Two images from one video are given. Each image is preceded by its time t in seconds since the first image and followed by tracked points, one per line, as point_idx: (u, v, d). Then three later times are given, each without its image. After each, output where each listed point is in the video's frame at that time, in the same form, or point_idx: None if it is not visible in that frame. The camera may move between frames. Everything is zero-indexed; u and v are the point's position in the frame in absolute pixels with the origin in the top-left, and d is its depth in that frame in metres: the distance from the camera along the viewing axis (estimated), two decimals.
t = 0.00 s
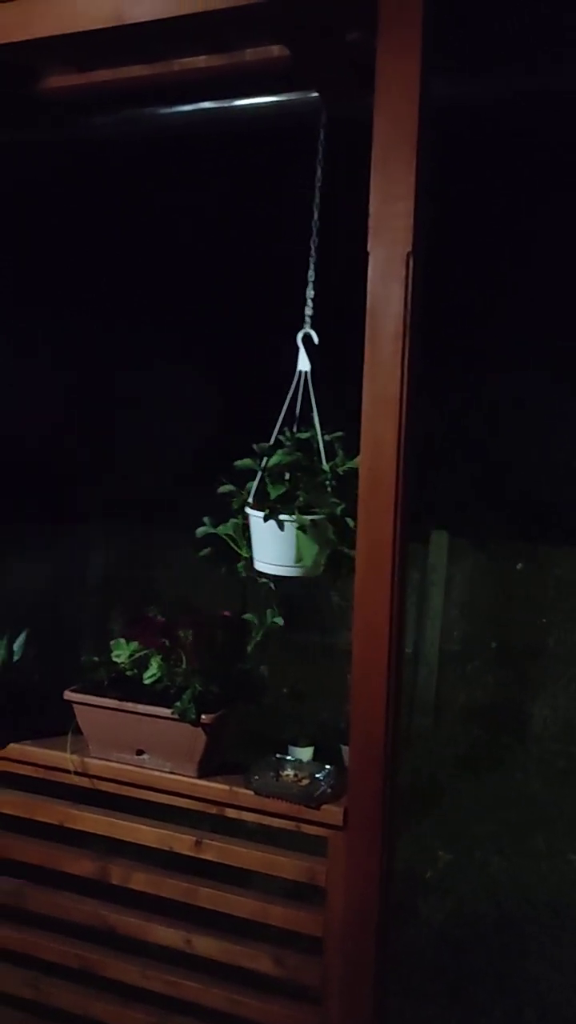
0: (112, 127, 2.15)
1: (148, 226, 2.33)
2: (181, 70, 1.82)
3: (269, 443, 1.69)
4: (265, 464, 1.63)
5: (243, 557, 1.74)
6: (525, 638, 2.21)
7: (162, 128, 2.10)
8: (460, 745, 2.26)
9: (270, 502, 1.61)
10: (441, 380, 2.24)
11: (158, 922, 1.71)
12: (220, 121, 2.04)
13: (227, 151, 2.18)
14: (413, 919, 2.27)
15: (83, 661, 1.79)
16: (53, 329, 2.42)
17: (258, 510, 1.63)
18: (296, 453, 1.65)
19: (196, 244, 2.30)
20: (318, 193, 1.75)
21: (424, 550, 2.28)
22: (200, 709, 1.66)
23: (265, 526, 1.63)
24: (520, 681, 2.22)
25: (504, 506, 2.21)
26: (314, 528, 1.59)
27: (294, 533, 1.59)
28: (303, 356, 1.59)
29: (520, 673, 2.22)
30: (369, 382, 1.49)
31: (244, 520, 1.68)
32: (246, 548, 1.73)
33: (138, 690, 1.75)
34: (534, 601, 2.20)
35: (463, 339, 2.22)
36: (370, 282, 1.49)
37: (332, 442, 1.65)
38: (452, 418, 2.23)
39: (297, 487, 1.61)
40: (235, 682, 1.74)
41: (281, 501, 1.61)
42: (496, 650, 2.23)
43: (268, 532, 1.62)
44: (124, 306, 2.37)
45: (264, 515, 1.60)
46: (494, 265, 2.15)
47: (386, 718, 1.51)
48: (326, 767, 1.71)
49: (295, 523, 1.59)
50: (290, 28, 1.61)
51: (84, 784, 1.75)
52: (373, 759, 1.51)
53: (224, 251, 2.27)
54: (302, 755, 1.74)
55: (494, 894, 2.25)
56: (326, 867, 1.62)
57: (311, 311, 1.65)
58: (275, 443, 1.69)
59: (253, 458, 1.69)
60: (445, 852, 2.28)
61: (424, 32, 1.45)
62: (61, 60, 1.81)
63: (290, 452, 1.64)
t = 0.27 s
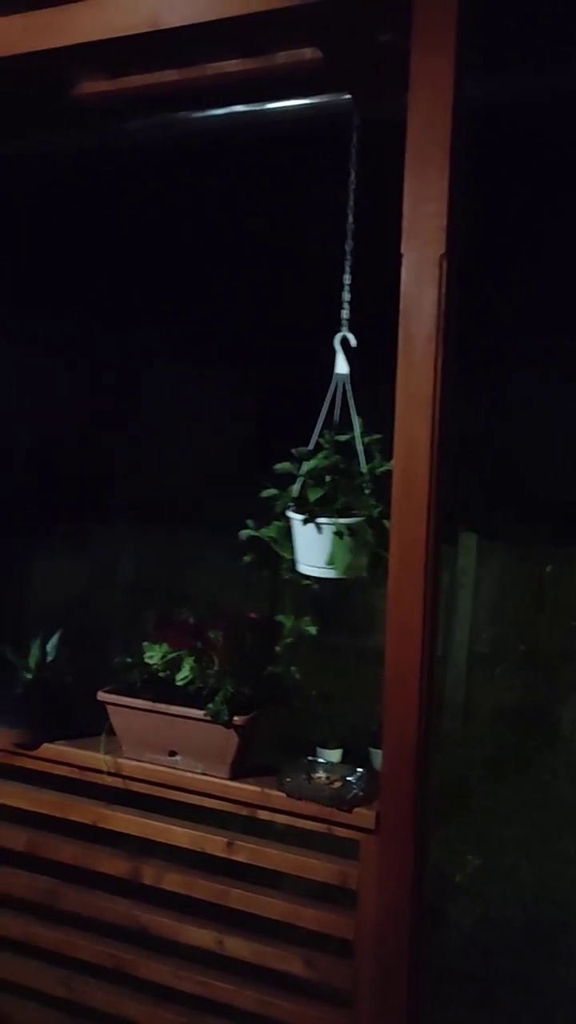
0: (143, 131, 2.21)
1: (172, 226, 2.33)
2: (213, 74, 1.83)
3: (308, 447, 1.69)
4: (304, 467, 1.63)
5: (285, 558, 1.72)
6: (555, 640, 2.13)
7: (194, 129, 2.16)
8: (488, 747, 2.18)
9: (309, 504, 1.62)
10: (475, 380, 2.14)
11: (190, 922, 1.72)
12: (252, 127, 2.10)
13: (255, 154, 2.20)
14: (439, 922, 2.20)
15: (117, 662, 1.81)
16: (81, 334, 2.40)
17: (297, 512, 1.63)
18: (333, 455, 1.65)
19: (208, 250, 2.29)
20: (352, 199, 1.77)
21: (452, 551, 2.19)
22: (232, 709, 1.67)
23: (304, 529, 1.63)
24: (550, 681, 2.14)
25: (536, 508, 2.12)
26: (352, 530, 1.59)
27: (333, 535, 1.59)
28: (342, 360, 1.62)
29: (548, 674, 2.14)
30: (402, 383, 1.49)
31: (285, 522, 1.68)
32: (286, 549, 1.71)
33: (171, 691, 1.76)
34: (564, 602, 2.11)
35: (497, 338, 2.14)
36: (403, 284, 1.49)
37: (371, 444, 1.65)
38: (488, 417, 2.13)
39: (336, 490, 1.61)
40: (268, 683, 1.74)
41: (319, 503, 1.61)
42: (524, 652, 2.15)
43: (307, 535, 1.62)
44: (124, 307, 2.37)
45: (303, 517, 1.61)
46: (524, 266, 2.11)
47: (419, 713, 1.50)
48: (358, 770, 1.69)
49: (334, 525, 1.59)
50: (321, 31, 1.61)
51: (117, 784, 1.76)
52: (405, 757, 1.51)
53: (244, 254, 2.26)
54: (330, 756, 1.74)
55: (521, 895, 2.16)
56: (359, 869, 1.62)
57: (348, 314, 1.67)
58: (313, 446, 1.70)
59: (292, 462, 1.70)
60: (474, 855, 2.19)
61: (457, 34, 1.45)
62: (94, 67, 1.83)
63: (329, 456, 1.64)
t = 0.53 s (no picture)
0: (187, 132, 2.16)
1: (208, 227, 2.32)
2: (254, 75, 1.84)
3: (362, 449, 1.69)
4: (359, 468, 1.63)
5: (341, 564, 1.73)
6: None
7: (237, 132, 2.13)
8: (528, 749, 2.08)
9: (363, 505, 1.62)
10: (511, 372, 2.08)
11: (230, 923, 1.72)
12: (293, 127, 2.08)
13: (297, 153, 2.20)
14: (478, 927, 2.11)
15: (158, 662, 1.82)
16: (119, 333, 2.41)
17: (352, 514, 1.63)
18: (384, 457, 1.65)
19: (244, 252, 2.29)
20: (396, 201, 1.76)
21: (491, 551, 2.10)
22: (273, 710, 1.67)
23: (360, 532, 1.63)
24: None
25: None
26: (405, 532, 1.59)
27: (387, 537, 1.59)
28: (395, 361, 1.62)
29: None
30: (446, 382, 1.48)
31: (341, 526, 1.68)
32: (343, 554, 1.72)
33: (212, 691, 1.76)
34: None
35: (533, 331, 2.09)
36: (447, 283, 1.47)
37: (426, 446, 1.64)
38: (523, 410, 2.07)
39: (393, 492, 1.61)
40: (311, 684, 1.73)
41: (374, 505, 1.61)
42: (566, 653, 2.06)
43: (363, 537, 1.62)
44: (124, 308, 2.40)
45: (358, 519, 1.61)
46: (562, 255, 2.07)
47: (461, 713, 1.49)
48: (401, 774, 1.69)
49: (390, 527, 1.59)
50: (362, 33, 1.61)
51: (158, 784, 1.77)
52: (446, 758, 1.49)
53: (281, 255, 2.25)
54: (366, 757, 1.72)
55: (562, 896, 2.07)
56: (401, 872, 1.61)
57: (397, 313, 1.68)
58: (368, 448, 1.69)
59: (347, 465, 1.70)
60: (514, 859, 2.10)
61: (503, 31, 1.43)
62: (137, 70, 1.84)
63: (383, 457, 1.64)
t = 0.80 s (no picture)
0: (232, 135, 2.22)
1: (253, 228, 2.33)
2: (299, 77, 1.84)
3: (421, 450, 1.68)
4: (418, 468, 1.63)
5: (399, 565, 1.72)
6: None
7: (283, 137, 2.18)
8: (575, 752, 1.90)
9: (424, 507, 1.61)
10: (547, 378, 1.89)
11: (276, 923, 1.73)
12: (340, 127, 2.09)
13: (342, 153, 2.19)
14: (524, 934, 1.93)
15: (205, 663, 1.83)
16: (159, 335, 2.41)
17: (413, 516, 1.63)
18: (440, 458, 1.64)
19: (280, 252, 2.29)
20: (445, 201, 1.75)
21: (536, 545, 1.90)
22: (320, 712, 1.67)
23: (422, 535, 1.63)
24: None
25: None
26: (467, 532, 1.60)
27: (452, 538, 1.59)
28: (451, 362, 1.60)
29: None
30: (495, 383, 1.47)
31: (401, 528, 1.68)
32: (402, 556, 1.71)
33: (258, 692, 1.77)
34: None
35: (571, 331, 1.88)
36: (496, 284, 1.46)
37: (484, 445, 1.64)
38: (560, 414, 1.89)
39: (454, 493, 1.61)
40: (358, 685, 1.73)
41: (435, 506, 1.61)
42: None
43: (427, 539, 1.61)
44: (134, 308, 2.42)
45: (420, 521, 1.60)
46: None
47: (510, 712, 1.47)
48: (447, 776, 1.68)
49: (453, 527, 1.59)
50: (407, 33, 1.61)
51: (206, 784, 1.78)
52: (495, 755, 1.48)
53: (317, 254, 2.24)
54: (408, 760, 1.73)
55: None
56: (448, 876, 1.60)
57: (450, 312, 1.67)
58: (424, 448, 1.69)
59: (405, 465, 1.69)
60: (559, 864, 1.92)
61: (553, 28, 1.42)
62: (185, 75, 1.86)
63: (443, 458, 1.64)
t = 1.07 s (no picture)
0: (269, 139, 2.20)
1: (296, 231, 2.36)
2: (341, 78, 1.84)
3: (466, 451, 1.66)
4: (463, 469, 1.61)
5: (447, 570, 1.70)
6: None
7: (322, 138, 2.13)
8: None
9: (466, 509, 1.60)
10: None
11: (316, 924, 1.72)
12: (383, 127, 2.04)
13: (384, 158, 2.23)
14: None
15: (245, 663, 1.84)
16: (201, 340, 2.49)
17: (455, 517, 1.61)
18: (485, 459, 1.62)
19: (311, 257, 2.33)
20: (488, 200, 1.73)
21: None
22: (360, 715, 1.67)
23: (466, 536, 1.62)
24: None
25: None
26: (508, 536, 1.58)
27: (492, 540, 1.58)
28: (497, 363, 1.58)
29: None
30: (539, 382, 1.45)
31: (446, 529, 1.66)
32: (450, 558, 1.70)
33: (299, 693, 1.77)
34: None
35: None
36: (540, 284, 1.45)
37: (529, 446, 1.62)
38: None
39: (501, 494, 1.59)
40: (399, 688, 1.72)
41: (479, 508, 1.59)
42: None
43: (469, 541, 1.60)
44: (159, 314, 2.52)
45: (463, 522, 1.59)
46: None
47: (552, 715, 1.46)
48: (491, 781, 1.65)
49: (494, 530, 1.58)
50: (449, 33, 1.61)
51: (245, 784, 1.78)
52: (537, 756, 1.47)
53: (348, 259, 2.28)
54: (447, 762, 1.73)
55: None
56: (490, 881, 1.58)
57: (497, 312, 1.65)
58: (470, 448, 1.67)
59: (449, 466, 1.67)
60: None
61: None
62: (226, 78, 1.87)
63: (489, 458, 1.61)
